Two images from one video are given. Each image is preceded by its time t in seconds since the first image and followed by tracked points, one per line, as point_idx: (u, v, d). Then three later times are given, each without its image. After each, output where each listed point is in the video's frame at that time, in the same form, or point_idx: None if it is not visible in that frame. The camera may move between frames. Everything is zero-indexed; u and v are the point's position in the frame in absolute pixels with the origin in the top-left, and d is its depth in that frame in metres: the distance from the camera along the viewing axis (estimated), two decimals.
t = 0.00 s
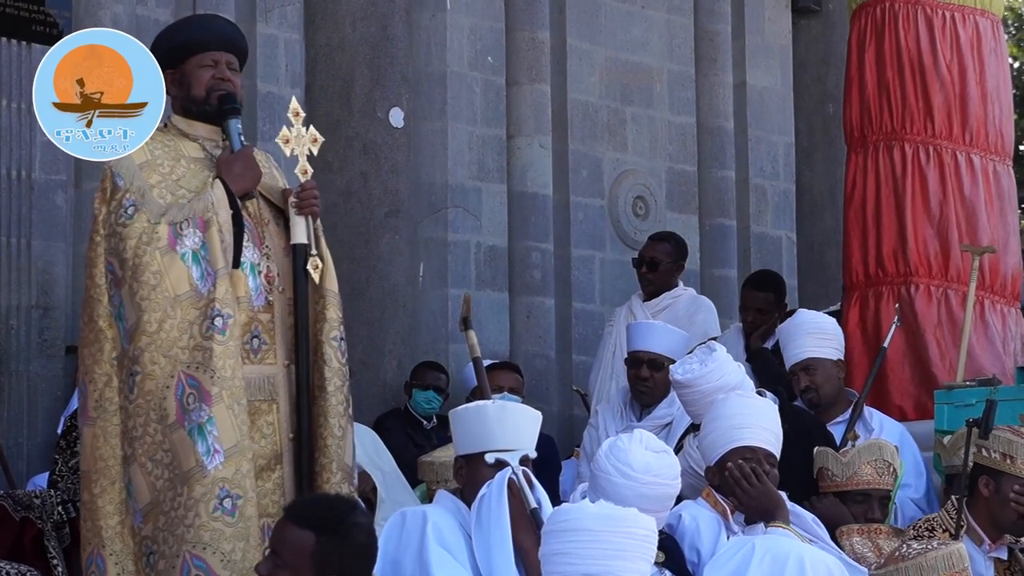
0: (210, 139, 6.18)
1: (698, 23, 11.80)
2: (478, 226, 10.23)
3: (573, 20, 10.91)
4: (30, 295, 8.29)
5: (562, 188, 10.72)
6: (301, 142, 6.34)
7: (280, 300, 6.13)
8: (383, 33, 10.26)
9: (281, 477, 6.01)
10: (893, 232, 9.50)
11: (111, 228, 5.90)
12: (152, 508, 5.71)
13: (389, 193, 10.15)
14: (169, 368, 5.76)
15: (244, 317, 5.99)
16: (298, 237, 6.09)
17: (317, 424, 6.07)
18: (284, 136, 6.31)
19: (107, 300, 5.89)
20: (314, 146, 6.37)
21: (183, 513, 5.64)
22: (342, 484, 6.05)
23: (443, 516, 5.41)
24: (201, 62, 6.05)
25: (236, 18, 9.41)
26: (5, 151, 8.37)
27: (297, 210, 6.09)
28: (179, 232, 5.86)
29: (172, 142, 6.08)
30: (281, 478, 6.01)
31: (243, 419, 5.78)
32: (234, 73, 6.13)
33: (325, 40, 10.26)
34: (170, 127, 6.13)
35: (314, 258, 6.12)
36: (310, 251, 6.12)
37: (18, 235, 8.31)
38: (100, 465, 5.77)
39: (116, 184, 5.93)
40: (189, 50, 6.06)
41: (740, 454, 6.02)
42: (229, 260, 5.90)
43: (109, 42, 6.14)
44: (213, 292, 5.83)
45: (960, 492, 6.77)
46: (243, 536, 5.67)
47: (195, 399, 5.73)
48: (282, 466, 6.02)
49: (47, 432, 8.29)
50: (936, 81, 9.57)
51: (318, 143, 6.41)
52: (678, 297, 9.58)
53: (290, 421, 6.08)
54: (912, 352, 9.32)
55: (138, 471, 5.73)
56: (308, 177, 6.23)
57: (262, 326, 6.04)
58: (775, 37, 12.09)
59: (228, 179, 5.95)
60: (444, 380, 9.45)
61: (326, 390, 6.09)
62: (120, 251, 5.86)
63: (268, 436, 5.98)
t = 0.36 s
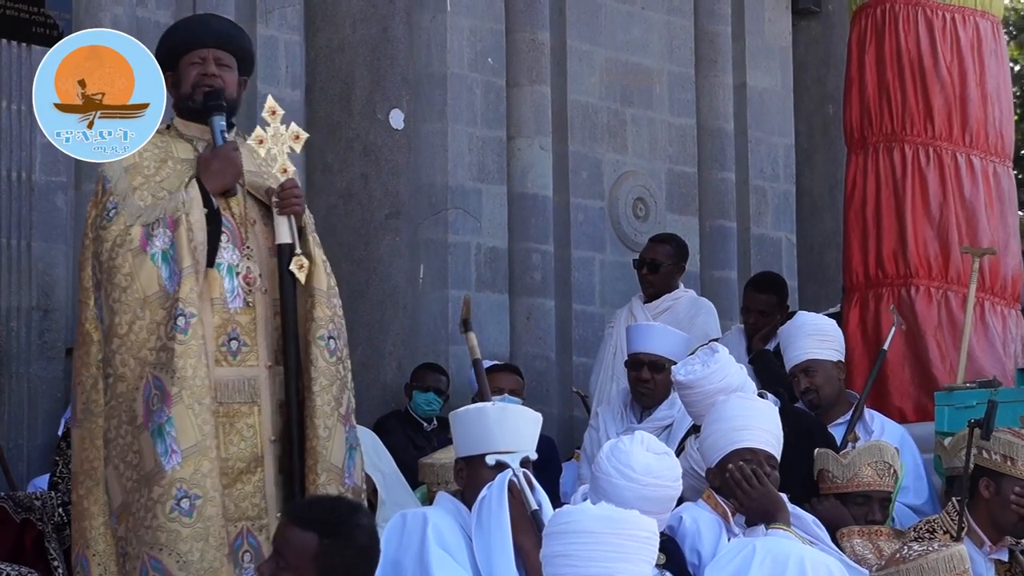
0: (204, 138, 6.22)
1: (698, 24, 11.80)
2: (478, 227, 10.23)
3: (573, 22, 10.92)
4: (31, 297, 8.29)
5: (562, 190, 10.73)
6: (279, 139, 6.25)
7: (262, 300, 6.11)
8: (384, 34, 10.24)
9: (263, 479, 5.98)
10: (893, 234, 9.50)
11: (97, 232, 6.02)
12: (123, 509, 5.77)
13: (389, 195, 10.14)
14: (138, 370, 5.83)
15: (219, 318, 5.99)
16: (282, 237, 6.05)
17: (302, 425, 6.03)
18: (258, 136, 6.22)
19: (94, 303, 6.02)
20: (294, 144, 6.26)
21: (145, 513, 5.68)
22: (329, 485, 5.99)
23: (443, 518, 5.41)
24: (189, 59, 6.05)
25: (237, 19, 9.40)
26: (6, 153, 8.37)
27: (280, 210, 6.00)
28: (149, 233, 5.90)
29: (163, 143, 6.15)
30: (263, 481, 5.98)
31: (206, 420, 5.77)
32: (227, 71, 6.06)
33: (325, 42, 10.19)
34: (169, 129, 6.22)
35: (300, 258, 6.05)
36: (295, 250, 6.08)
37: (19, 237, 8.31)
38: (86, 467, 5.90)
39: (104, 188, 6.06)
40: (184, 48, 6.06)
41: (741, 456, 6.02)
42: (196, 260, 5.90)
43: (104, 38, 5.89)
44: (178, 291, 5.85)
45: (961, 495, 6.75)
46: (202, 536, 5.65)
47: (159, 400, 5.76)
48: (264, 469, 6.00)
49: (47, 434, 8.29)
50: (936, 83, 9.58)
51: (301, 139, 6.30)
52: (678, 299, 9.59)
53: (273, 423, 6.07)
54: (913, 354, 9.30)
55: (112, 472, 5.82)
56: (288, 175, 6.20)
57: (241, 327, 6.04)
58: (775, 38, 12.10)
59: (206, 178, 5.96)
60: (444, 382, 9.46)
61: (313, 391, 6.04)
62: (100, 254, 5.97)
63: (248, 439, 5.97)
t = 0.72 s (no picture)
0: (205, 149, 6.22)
1: (701, 31, 11.80)
2: (481, 234, 10.23)
3: (576, 29, 10.92)
4: (34, 304, 8.29)
5: (564, 197, 10.73)
6: (268, 145, 6.30)
7: (250, 310, 6.11)
8: (387, 41, 10.26)
9: (248, 491, 5.98)
10: (896, 241, 9.49)
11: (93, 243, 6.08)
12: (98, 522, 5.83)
13: (392, 202, 10.12)
14: (117, 383, 5.89)
15: (203, 330, 6.02)
16: (272, 243, 6.07)
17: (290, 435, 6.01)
18: (243, 144, 6.22)
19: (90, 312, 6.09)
20: (283, 149, 6.34)
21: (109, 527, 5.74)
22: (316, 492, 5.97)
23: (446, 525, 5.43)
24: (189, 72, 6.07)
25: (240, 25, 9.42)
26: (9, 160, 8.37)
27: (269, 215, 6.03)
28: (134, 245, 5.96)
29: (162, 153, 6.16)
30: (248, 492, 5.99)
31: (176, 435, 5.79)
32: (228, 84, 6.09)
33: (329, 49, 10.20)
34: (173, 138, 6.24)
35: (290, 263, 6.06)
36: (285, 256, 6.10)
37: (22, 244, 8.32)
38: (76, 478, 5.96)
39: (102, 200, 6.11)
40: (188, 55, 6.07)
41: (745, 463, 6.03)
42: (172, 274, 5.92)
43: (105, 39, 5.99)
44: (155, 305, 5.88)
45: (964, 502, 6.75)
46: (160, 552, 5.67)
47: (129, 415, 5.80)
48: (250, 480, 6.00)
49: (50, 441, 8.29)
50: (939, 90, 9.58)
51: (289, 144, 6.39)
52: (682, 306, 9.58)
53: (261, 432, 6.06)
54: (916, 362, 9.28)
55: (90, 484, 5.88)
56: (272, 182, 6.21)
57: (227, 337, 6.05)
58: (778, 45, 12.12)
59: (194, 189, 5.95)
60: (447, 389, 9.45)
61: (303, 398, 6.04)
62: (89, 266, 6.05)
63: (233, 450, 5.98)
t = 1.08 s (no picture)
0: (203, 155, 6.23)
1: (698, 36, 11.80)
2: (479, 240, 10.22)
3: (573, 34, 10.93)
4: (32, 311, 8.29)
5: (563, 202, 10.73)
6: (264, 153, 6.29)
7: (248, 317, 6.12)
8: (384, 47, 10.25)
9: (250, 497, 5.99)
10: (894, 246, 9.50)
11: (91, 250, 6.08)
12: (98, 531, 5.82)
13: (390, 208, 10.14)
14: (115, 392, 5.88)
15: (202, 338, 6.03)
16: (270, 250, 6.07)
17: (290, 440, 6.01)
18: (239, 152, 6.23)
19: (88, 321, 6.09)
20: (280, 156, 6.35)
21: (111, 536, 5.75)
22: (311, 499, 5.97)
23: (444, 531, 5.41)
24: (190, 80, 6.08)
25: (237, 32, 9.42)
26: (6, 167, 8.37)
27: (265, 223, 6.00)
28: (133, 254, 5.97)
29: (161, 160, 6.18)
30: (250, 499, 5.99)
31: (176, 443, 5.79)
32: (229, 91, 6.12)
33: (325, 56, 10.29)
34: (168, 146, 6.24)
35: (286, 270, 6.05)
36: (281, 263, 6.09)
37: (20, 251, 8.32)
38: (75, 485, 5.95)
39: (100, 209, 6.13)
40: (184, 63, 6.06)
41: (744, 468, 6.03)
42: (170, 283, 5.91)
43: (104, 39, 5.91)
44: (153, 314, 5.87)
45: (962, 506, 6.76)
46: (161, 562, 5.67)
47: (127, 424, 5.80)
48: (252, 486, 6.00)
49: (48, 448, 8.28)
50: (937, 94, 9.58)
51: (286, 152, 6.39)
52: (680, 311, 9.58)
53: (261, 439, 6.07)
54: (914, 366, 9.30)
55: (90, 493, 5.87)
56: (265, 192, 6.19)
57: (225, 344, 6.05)
58: (775, 50, 12.12)
59: (193, 200, 5.94)
60: (445, 395, 9.43)
61: (298, 404, 6.04)
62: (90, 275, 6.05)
63: (234, 457, 5.99)
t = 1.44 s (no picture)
0: (205, 149, 6.21)
1: (697, 30, 11.79)
2: (478, 234, 10.21)
3: (572, 29, 10.91)
4: (30, 306, 8.29)
5: (562, 197, 10.72)
6: (276, 147, 6.28)
7: (260, 308, 6.12)
8: (382, 42, 10.24)
9: (261, 488, 5.99)
10: (892, 239, 9.48)
11: (95, 241, 5.98)
12: (116, 519, 5.76)
13: (389, 203, 10.14)
14: (132, 380, 5.82)
15: (216, 327, 6.01)
16: (280, 244, 6.06)
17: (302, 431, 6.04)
18: (254, 144, 6.24)
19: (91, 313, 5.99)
20: (292, 151, 6.31)
21: (136, 524, 5.69)
22: (326, 491, 5.99)
23: (443, 525, 5.40)
24: (194, 75, 6.06)
25: (235, 28, 9.40)
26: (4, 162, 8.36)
27: (276, 217, 6.00)
28: (147, 243, 5.89)
29: (162, 153, 6.13)
30: (260, 489, 6.00)
31: (201, 430, 5.78)
32: (232, 85, 6.12)
33: (323, 51, 10.28)
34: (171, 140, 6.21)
35: (297, 265, 6.05)
36: (292, 257, 6.08)
37: (18, 246, 8.31)
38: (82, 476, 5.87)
39: (103, 198, 6.03)
40: (182, 59, 6.06)
41: (743, 461, 6.02)
42: (190, 272, 5.88)
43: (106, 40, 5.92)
44: (174, 303, 5.84)
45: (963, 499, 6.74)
46: (195, 547, 5.67)
47: (152, 411, 5.76)
48: (263, 477, 6.01)
49: (47, 443, 8.28)
50: (935, 88, 9.56)
51: (298, 146, 6.36)
52: (680, 305, 9.57)
53: (273, 430, 6.07)
54: (913, 359, 9.29)
55: (105, 482, 5.81)
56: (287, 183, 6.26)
57: (239, 335, 6.05)
58: (774, 44, 12.10)
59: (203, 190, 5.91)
60: (445, 389, 9.43)
61: (311, 397, 6.04)
62: (96, 264, 5.96)
63: (245, 447, 5.99)
